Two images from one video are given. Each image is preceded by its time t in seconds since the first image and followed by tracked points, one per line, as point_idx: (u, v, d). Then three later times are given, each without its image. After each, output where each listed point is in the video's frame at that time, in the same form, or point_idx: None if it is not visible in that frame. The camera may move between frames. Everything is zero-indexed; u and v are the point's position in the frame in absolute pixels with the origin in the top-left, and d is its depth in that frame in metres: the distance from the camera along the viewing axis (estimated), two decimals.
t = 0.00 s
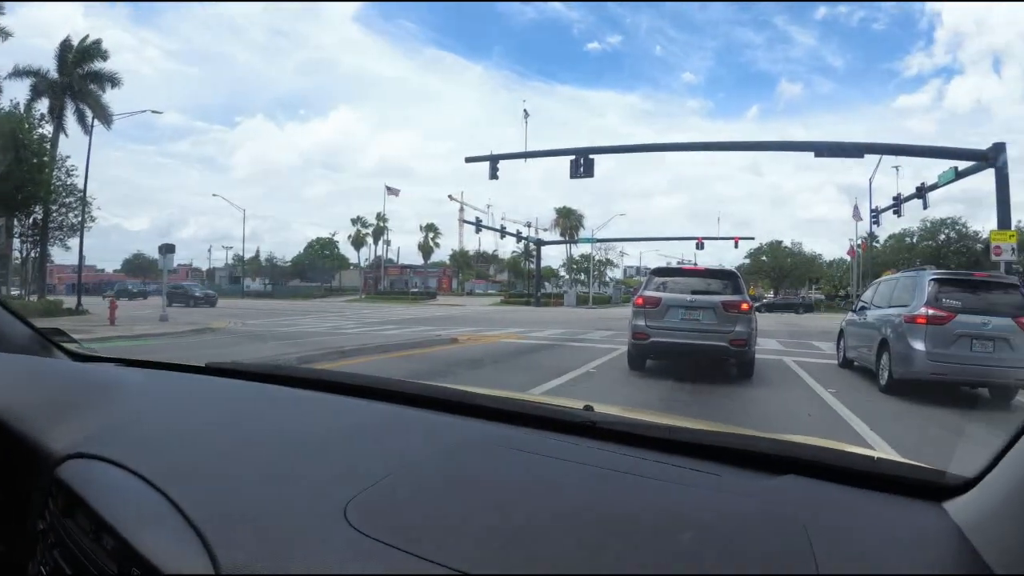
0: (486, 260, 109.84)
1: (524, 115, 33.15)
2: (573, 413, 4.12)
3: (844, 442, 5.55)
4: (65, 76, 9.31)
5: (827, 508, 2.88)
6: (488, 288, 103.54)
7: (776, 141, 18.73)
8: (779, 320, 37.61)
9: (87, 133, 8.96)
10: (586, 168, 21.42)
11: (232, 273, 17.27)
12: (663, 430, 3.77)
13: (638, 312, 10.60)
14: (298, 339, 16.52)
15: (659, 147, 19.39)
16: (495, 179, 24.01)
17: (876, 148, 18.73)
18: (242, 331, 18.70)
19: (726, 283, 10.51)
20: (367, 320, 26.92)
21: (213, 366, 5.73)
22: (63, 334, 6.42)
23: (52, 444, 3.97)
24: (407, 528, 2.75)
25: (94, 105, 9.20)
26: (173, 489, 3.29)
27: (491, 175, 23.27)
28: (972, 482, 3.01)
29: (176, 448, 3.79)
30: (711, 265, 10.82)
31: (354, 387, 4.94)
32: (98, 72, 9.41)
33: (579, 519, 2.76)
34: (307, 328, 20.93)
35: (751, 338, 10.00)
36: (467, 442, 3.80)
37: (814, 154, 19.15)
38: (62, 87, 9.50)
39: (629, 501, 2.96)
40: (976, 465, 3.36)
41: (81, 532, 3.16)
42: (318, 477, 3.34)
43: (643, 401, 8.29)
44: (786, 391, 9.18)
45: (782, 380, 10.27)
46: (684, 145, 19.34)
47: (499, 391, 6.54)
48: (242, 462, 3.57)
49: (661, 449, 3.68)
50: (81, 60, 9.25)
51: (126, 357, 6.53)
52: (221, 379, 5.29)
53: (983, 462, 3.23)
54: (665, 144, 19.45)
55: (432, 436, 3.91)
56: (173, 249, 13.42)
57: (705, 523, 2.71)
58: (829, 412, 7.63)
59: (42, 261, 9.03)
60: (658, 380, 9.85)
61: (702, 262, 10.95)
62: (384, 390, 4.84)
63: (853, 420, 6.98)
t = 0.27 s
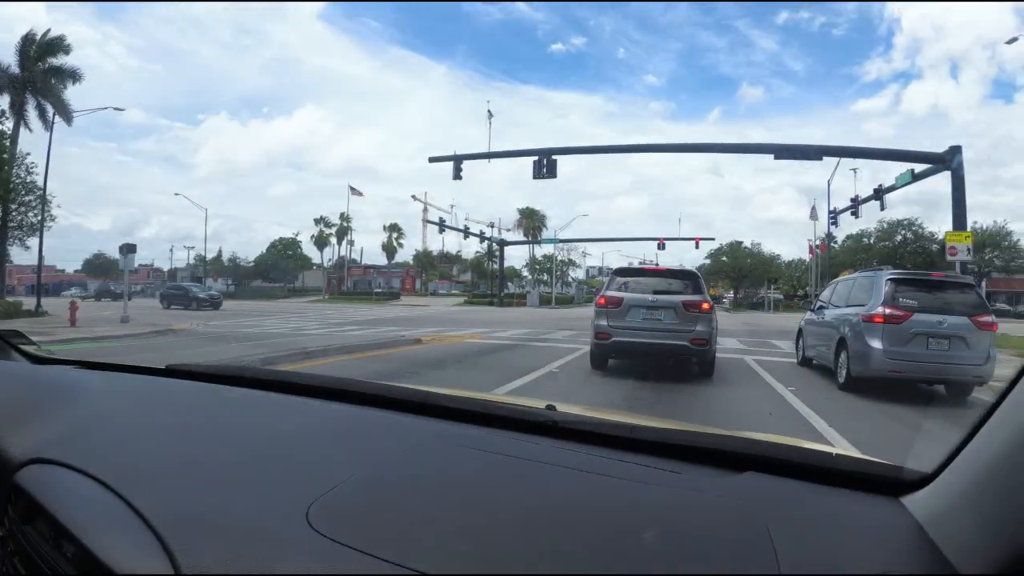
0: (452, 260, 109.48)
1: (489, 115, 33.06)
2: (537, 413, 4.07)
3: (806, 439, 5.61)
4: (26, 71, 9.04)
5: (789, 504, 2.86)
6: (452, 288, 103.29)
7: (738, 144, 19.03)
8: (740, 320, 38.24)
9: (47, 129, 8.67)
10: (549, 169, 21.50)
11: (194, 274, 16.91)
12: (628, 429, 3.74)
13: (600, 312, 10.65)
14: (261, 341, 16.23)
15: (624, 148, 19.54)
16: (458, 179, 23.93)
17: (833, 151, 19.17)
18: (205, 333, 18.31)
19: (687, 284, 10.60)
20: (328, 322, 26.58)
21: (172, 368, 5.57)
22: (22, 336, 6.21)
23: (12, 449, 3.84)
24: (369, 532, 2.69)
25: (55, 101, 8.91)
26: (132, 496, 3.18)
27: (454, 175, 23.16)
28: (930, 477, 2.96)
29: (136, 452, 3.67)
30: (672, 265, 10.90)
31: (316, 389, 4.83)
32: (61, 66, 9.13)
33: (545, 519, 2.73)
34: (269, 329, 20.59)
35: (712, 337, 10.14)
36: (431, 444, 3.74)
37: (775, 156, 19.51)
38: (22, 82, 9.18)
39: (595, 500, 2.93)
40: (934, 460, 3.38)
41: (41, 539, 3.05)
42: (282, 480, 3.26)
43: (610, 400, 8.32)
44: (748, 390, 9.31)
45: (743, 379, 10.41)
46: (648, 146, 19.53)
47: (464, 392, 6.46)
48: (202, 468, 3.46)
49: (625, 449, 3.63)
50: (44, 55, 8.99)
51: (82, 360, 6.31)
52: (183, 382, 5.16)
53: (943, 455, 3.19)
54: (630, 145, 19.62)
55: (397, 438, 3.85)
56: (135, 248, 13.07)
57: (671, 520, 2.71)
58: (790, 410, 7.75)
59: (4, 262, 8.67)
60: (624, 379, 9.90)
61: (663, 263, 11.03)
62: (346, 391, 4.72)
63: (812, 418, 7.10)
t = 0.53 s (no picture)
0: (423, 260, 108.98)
1: (459, 114, 33.01)
2: (508, 412, 4.03)
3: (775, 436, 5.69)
4: None
5: (762, 501, 2.87)
6: (422, 288, 102.87)
7: (706, 145, 19.27)
8: (707, 319, 38.77)
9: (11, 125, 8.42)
10: (518, 170, 21.54)
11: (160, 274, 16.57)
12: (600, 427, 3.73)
13: (569, 311, 10.69)
14: (229, 341, 15.99)
15: (594, 149, 19.66)
16: (427, 179, 23.83)
17: (798, 153, 19.53)
18: (170, 334, 17.96)
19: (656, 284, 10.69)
20: (295, 322, 26.29)
21: (138, 369, 5.44)
22: None
23: None
24: (346, 534, 2.64)
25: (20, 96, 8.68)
26: (94, 500, 3.09)
27: (423, 175, 23.07)
28: (901, 472, 2.99)
29: (104, 456, 3.57)
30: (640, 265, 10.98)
31: (286, 390, 4.74)
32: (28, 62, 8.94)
33: (523, 519, 2.71)
34: (236, 330, 20.30)
35: (680, 336, 10.26)
36: (405, 445, 3.69)
37: (742, 157, 19.80)
38: None
39: (573, 500, 2.92)
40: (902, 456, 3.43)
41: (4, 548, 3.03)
42: (255, 483, 3.19)
43: (582, 400, 8.35)
44: (717, 389, 9.43)
45: (712, 378, 10.54)
46: (617, 147, 19.67)
47: (435, 392, 6.43)
48: (167, 470, 3.37)
49: (597, 449, 3.62)
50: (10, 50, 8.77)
51: (43, 362, 6.13)
52: (148, 384, 5.04)
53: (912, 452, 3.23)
54: (600, 146, 19.74)
55: (371, 439, 3.80)
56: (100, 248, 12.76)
57: (649, 517, 2.70)
58: (759, 407, 7.85)
59: None
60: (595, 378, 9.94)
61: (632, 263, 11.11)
62: (314, 392, 4.63)
63: (780, 416, 7.22)
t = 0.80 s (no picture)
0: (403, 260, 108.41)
1: (439, 113, 32.81)
2: (481, 412, 3.97)
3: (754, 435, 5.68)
4: None
5: (737, 500, 2.83)
6: (401, 288, 102.28)
7: (685, 146, 19.35)
8: (686, 319, 38.99)
9: None
10: (497, 170, 21.47)
11: (135, 275, 16.28)
12: (575, 426, 3.67)
13: (548, 312, 10.65)
14: (204, 343, 15.70)
15: (574, 149, 19.64)
16: (406, 179, 23.63)
17: (777, 154, 19.65)
18: (146, 336, 17.65)
19: (635, 284, 10.67)
20: (274, 323, 26.03)
21: (107, 371, 5.30)
22: None
23: None
24: (315, 535, 2.55)
25: None
26: (56, 500, 3.00)
27: (402, 175, 22.87)
28: (876, 469, 2.96)
29: (67, 458, 3.45)
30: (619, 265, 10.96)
31: (258, 392, 4.62)
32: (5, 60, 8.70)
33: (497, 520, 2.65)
34: (213, 331, 20.00)
35: (658, 335, 10.27)
36: (376, 445, 3.61)
37: (721, 158, 19.89)
38: None
39: (548, 500, 2.86)
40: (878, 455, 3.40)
41: None
42: (223, 484, 3.10)
43: (562, 400, 8.31)
44: (696, 388, 9.44)
45: (691, 377, 10.55)
46: (596, 147, 19.68)
47: (413, 393, 6.33)
48: (130, 471, 3.27)
49: (571, 448, 3.56)
50: None
51: (9, 364, 5.95)
52: (115, 385, 4.90)
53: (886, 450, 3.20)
54: (580, 146, 19.73)
55: (342, 439, 3.71)
56: (75, 249, 12.48)
57: (625, 516, 2.65)
58: (738, 406, 7.86)
59: None
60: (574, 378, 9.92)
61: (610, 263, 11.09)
62: (286, 392, 4.53)
63: (758, 415, 7.23)
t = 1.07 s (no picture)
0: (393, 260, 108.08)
1: (429, 112, 32.70)
2: (466, 413, 3.93)
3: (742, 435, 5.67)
4: None
5: (721, 501, 2.81)
6: (390, 288, 101.98)
7: (675, 146, 19.37)
8: (675, 318, 39.10)
9: None
10: (486, 169, 21.44)
11: (122, 275, 16.13)
12: (559, 426, 3.65)
13: (536, 312, 10.63)
14: (192, 344, 15.59)
15: (564, 148, 19.62)
16: (395, 178, 23.52)
17: (765, 154, 19.74)
18: (134, 337, 17.50)
19: (624, 284, 10.67)
20: (262, 323, 25.88)
21: (89, 372, 5.23)
22: None
23: None
24: (294, 536, 2.52)
25: None
26: (31, 500, 2.95)
27: (391, 174, 22.79)
28: (859, 469, 2.95)
29: (44, 459, 3.39)
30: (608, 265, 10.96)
31: (241, 393, 4.57)
32: None
33: (478, 521, 2.62)
34: (200, 332, 19.86)
35: (647, 335, 10.28)
36: (358, 446, 3.57)
37: (710, 158, 19.95)
38: None
39: (530, 501, 2.83)
40: (864, 456, 3.39)
41: None
42: (202, 484, 3.05)
43: (551, 400, 8.29)
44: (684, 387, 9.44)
45: (680, 377, 10.56)
46: (586, 147, 19.69)
47: (400, 394, 6.29)
48: (108, 471, 3.22)
49: (555, 449, 3.54)
50: None
51: None
52: (95, 385, 4.83)
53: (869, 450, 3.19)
54: (571, 146, 19.71)
55: (324, 440, 3.67)
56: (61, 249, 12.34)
57: (608, 517, 2.63)
58: (726, 406, 7.87)
59: None
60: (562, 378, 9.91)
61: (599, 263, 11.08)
62: (269, 393, 4.48)
63: (746, 414, 7.24)
